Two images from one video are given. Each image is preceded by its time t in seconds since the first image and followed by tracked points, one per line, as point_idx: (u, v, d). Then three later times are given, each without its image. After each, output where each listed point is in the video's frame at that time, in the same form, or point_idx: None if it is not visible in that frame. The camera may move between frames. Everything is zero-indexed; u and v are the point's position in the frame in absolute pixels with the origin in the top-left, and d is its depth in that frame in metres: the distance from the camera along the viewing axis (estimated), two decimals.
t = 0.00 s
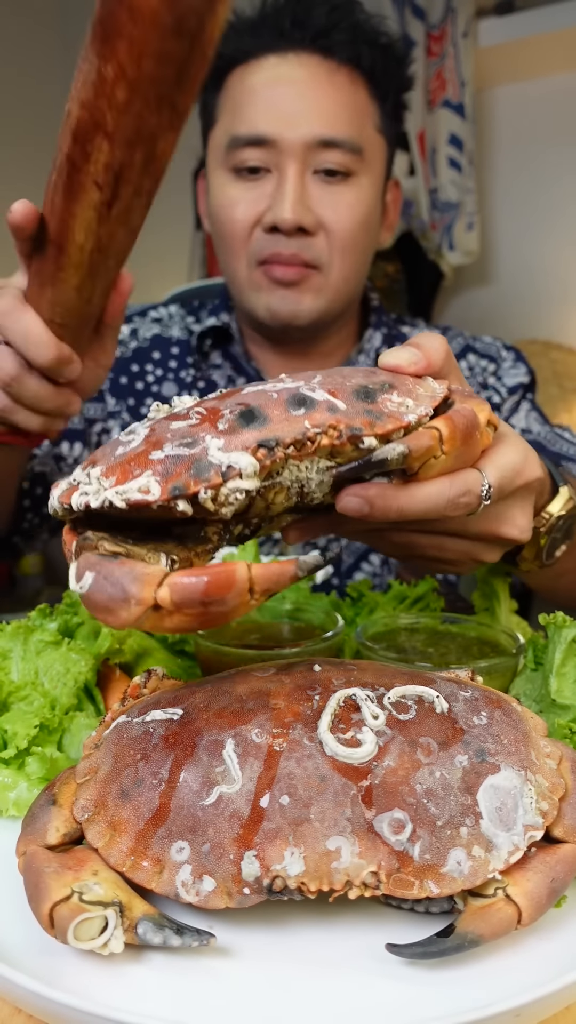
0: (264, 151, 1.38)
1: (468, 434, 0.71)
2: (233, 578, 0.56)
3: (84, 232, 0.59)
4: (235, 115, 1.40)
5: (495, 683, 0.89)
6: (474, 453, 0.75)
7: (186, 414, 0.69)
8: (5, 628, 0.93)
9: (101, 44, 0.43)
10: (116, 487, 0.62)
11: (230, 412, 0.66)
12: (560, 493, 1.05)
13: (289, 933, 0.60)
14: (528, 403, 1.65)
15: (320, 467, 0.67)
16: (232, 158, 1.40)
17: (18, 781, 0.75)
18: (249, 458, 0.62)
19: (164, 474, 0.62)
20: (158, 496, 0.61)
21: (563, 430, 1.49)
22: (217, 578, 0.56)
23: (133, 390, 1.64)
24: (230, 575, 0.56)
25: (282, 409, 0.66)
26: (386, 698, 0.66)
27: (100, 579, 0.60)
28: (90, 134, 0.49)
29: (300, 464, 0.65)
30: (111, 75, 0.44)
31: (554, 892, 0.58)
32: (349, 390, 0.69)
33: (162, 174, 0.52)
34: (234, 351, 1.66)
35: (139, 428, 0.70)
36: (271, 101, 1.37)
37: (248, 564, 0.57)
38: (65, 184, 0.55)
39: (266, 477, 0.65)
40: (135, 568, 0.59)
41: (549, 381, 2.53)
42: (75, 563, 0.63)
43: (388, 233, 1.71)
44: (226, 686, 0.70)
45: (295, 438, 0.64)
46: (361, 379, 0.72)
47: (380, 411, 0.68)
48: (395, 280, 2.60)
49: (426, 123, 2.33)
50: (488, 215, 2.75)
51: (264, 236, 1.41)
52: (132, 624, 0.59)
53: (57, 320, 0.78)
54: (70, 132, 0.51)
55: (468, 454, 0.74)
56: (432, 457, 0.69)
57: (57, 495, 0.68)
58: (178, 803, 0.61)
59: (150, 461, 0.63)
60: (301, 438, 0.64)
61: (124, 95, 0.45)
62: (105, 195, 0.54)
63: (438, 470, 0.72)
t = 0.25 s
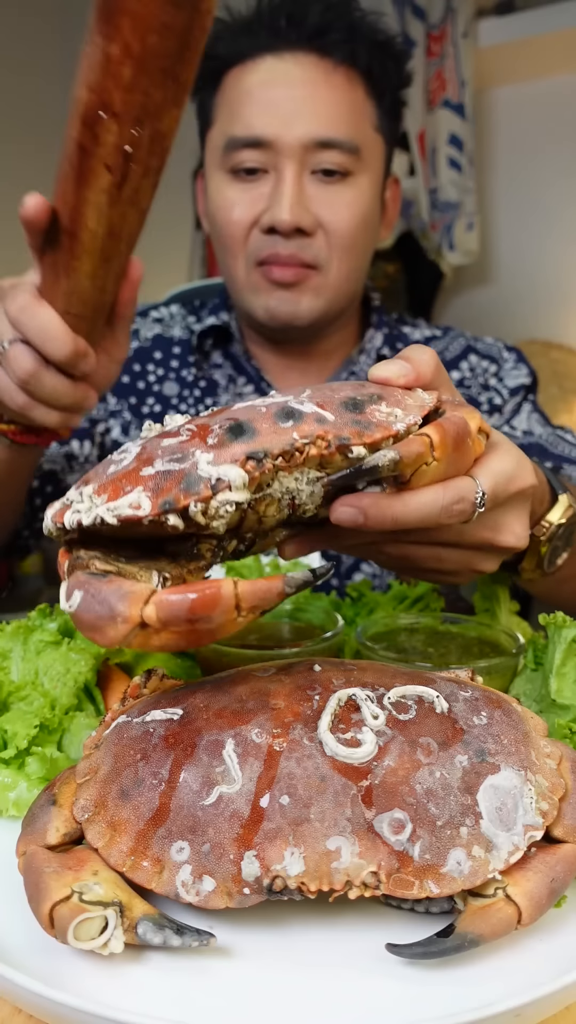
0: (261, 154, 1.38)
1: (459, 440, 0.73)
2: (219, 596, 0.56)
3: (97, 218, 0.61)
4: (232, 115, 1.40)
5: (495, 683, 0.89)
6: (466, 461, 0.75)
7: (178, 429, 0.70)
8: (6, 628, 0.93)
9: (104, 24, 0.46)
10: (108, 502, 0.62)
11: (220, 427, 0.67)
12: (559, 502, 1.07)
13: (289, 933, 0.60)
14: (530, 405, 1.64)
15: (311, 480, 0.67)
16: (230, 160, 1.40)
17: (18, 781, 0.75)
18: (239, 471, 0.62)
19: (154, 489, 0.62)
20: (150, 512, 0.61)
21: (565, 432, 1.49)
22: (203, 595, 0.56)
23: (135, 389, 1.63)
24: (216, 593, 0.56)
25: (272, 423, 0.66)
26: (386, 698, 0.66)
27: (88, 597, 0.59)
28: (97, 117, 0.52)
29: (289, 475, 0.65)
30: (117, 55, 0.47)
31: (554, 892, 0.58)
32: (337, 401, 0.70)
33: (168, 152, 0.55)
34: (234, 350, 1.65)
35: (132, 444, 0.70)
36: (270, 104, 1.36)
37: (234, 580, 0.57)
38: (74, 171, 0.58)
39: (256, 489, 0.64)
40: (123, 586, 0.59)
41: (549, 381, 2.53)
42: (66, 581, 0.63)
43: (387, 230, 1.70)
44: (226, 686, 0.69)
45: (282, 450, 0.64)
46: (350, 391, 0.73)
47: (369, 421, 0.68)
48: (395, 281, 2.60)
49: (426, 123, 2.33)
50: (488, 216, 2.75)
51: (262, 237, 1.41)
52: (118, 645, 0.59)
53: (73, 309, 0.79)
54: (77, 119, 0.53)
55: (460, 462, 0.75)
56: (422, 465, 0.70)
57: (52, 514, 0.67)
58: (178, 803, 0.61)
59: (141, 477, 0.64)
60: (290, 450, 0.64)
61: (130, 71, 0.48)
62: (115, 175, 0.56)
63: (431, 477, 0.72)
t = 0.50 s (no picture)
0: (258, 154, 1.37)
1: (464, 437, 0.73)
2: (221, 578, 0.57)
3: (106, 209, 0.67)
4: (228, 116, 1.40)
5: (495, 683, 0.89)
6: (471, 460, 0.76)
7: (186, 422, 0.69)
8: (6, 628, 0.93)
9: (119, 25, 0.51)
10: (117, 482, 0.61)
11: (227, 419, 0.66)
12: (564, 508, 1.08)
13: (289, 933, 0.60)
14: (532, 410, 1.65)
15: (317, 472, 0.66)
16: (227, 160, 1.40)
17: (18, 781, 0.75)
18: (246, 456, 0.61)
19: (163, 473, 0.61)
20: (156, 492, 0.60)
21: (567, 438, 1.50)
22: (205, 578, 0.57)
23: (136, 390, 1.63)
24: (218, 575, 0.57)
25: (282, 414, 0.65)
26: (386, 698, 0.66)
27: (92, 578, 0.60)
28: (110, 112, 0.59)
29: (295, 463, 0.64)
30: (129, 56, 0.53)
31: (554, 892, 0.58)
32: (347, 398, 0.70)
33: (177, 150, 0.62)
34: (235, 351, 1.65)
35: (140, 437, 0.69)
36: (266, 104, 1.36)
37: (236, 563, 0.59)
38: (87, 165, 0.64)
39: (263, 475, 0.63)
40: (127, 565, 0.60)
41: (550, 380, 2.53)
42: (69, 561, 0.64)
43: (387, 229, 1.70)
44: (226, 686, 0.69)
45: (289, 436, 0.63)
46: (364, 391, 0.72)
47: (375, 414, 0.68)
48: (394, 281, 2.60)
49: (426, 123, 2.32)
50: (488, 215, 2.75)
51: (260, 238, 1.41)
52: (121, 624, 0.59)
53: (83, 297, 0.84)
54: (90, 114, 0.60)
55: (465, 460, 0.75)
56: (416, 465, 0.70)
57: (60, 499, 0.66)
58: (178, 803, 0.61)
59: (150, 462, 0.63)
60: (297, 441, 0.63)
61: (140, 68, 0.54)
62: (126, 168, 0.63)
63: (437, 471, 0.73)
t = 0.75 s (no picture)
0: (243, 137, 1.34)
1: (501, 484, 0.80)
2: (300, 639, 0.62)
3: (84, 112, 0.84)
4: (210, 94, 1.38)
5: (495, 683, 0.90)
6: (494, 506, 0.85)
7: (259, 475, 0.74)
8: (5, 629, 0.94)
9: None
10: (194, 546, 0.67)
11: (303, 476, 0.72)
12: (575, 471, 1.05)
13: (289, 934, 0.60)
14: (569, 427, 1.72)
15: (387, 530, 0.75)
16: (211, 146, 1.37)
17: (17, 781, 0.75)
18: (321, 522, 0.67)
19: (239, 534, 0.66)
20: (233, 557, 0.65)
21: None
22: (286, 639, 0.62)
23: (119, 404, 1.64)
24: (297, 638, 0.62)
25: (362, 474, 0.72)
26: (386, 698, 0.66)
27: (176, 626, 0.64)
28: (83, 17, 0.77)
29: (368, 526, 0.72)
30: None
31: (554, 892, 0.58)
32: (422, 460, 0.76)
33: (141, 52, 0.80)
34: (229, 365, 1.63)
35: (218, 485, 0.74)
36: (258, 81, 1.33)
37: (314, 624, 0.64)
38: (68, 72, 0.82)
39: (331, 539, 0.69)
40: (208, 621, 0.64)
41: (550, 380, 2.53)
42: (150, 607, 0.67)
43: (392, 218, 1.71)
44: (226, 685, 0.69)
45: (363, 501, 0.71)
46: (434, 450, 0.78)
47: (451, 482, 0.75)
48: (396, 281, 2.59)
49: (426, 123, 2.33)
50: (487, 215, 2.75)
51: (253, 235, 1.38)
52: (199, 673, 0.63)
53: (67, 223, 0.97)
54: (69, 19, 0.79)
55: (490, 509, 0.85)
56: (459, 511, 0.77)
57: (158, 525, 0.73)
58: (177, 803, 0.61)
59: (226, 522, 0.68)
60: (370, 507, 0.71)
61: None
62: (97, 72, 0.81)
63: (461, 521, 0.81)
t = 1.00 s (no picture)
0: (238, 137, 1.34)
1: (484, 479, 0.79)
2: (293, 633, 0.63)
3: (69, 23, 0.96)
4: (202, 96, 1.37)
5: (495, 683, 0.90)
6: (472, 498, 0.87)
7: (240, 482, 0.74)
8: (5, 628, 0.94)
9: None
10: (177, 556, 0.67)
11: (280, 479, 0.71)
12: None
13: (289, 934, 0.60)
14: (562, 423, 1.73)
15: (369, 525, 0.74)
16: (206, 147, 1.37)
17: (18, 781, 0.75)
18: (301, 523, 0.67)
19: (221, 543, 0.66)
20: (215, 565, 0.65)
21: None
22: (279, 635, 0.63)
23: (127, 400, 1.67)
24: (290, 631, 0.63)
25: (338, 474, 0.70)
26: (386, 698, 0.66)
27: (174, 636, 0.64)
28: None
29: (348, 522, 0.71)
30: None
31: (554, 892, 0.59)
32: (400, 454, 0.76)
33: None
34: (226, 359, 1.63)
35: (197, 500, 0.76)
36: (252, 80, 1.33)
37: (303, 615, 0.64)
38: None
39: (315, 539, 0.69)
40: (202, 625, 0.64)
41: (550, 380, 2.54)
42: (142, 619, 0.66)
43: (387, 217, 1.71)
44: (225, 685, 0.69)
45: (342, 498, 0.69)
46: (413, 445, 0.78)
47: (430, 475, 0.75)
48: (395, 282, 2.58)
49: (426, 123, 2.33)
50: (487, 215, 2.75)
51: (247, 234, 1.38)
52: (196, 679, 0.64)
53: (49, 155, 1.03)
54: None
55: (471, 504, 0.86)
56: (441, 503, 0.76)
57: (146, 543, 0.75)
58: (177, 803, 0.61)
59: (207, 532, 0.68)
60: (350, 502, 0.70)
61: None
62: None
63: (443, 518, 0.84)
